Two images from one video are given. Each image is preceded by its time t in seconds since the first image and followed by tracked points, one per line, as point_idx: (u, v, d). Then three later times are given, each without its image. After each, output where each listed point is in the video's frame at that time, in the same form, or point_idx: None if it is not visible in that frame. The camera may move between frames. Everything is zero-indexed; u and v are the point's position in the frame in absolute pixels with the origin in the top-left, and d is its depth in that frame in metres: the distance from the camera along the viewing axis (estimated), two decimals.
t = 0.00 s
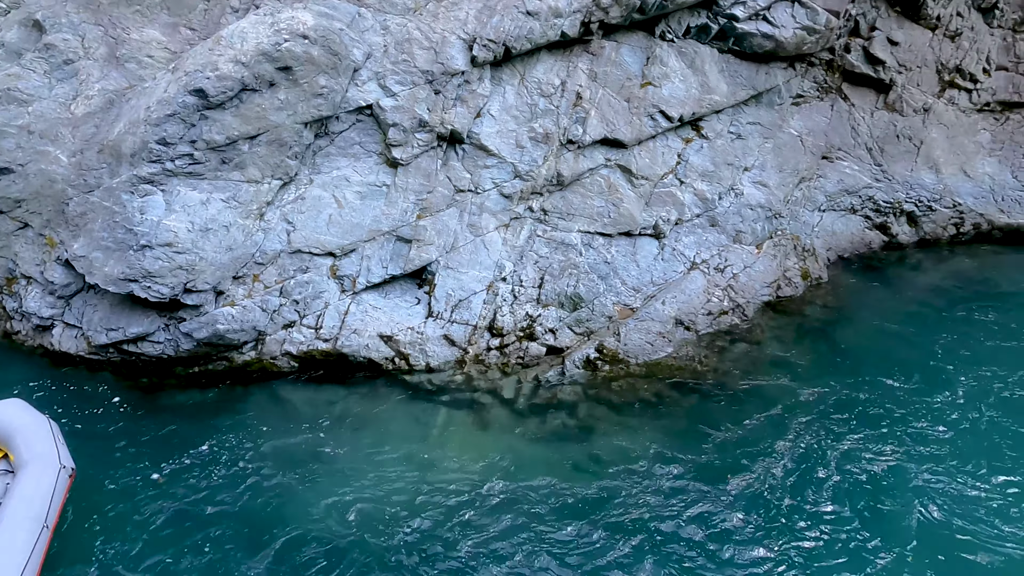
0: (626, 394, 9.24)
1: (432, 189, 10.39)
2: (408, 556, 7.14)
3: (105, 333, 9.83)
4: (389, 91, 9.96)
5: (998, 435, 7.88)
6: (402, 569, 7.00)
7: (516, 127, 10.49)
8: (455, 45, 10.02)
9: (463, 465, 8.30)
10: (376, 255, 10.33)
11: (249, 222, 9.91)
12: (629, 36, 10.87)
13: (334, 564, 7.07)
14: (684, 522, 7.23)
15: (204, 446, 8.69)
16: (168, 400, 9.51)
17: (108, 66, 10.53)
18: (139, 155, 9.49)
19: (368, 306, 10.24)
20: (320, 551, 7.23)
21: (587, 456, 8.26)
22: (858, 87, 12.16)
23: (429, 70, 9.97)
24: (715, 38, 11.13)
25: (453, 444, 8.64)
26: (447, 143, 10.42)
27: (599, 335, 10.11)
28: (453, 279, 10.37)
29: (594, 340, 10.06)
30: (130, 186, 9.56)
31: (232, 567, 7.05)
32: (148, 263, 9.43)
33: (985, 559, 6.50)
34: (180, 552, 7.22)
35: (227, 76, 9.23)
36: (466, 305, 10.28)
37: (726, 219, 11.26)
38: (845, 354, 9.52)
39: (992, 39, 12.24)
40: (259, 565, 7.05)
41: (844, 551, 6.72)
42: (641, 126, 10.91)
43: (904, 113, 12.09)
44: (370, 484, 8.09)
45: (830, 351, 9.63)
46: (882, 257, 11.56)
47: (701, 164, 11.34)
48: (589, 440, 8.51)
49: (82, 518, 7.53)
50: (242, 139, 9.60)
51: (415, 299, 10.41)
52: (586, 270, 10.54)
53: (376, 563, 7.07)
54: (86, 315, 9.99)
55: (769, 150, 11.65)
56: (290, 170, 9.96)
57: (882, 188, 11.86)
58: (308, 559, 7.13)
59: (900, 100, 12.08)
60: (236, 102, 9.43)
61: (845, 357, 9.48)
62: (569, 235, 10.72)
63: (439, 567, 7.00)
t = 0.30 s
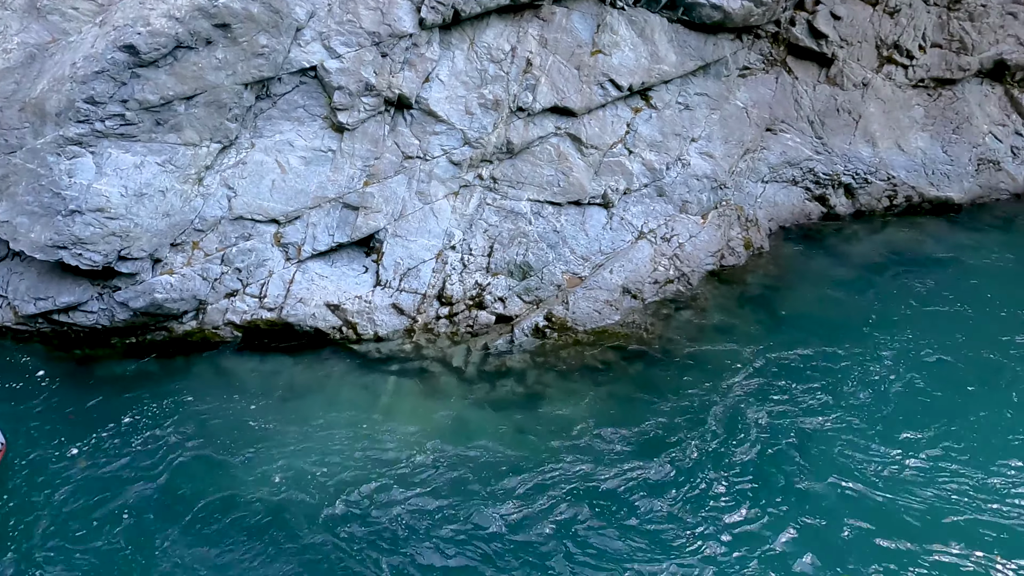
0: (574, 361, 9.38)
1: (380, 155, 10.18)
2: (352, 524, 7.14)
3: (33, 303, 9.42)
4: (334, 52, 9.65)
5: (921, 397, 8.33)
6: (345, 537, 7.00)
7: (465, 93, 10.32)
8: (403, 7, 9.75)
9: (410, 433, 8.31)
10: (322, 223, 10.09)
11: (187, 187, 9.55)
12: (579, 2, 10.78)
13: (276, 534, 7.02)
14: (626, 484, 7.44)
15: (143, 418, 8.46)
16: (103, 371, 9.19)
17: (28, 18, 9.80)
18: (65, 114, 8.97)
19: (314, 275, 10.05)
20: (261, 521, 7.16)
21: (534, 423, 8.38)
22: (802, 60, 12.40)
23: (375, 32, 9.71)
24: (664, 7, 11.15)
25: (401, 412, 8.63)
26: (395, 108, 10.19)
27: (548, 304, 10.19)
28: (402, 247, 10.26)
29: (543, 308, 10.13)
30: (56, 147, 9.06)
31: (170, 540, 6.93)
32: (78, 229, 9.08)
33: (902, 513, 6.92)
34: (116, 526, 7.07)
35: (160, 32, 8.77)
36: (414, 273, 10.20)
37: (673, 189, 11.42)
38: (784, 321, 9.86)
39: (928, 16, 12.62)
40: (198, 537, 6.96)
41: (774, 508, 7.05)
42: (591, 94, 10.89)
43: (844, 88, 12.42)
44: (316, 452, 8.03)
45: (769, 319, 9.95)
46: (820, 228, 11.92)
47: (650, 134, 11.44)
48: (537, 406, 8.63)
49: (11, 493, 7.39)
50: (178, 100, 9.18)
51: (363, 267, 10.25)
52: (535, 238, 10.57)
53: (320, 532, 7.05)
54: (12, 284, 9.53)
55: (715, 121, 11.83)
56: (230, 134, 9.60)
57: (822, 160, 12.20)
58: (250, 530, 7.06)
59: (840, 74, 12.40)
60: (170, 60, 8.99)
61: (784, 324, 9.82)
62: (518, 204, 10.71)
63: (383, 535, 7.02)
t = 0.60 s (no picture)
0: (557, 347, 9.42)
1: (361, 141, 10.07)
2: (334, 511, 7.13)
3: (5, 291, 9.20)
4: (314, 36, 9.48)
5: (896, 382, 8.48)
6: (327, 525, 6.99)
7: (447, 79, 10.22)
8: None
9: (393, 420, 8.30)
10: (303, 209, 9.98)
11: (164, 172, 9.38)
12: None
13: (256, 524, 6.98)
14: (607, 470, 7.51)
15: (121, 407, 8.36)
16: (80, 359, 9.06)
17: None
18: (35, 97, 8.71)
19: (295, 262, 9.95)
20: (242, 510, 7.12)
21: (517, 409, 8.41)
22: (783, 49, 12.45)
23: (355, 15, 9.54)
24: None
25: (384, 399, 8.62)
26: (376, 93, 10.08)
27: (531, 291, 10.20)
28: (384, 234, 10.19)
29: (526, 295, 10.14)
30: (27, 131, 8.78)
31: (149, 529, 6.87)
32: (52, 215, 8.89)
33: (877, 495, 7.07)
34: (94, 515, 6.99)
35: (135, 13, 8.56)
36: (397, 260, 10.15)
37: (655, 176, 11.46)
38: (763, 308, 9.98)
39: (907, 6, 12.63)
40: (178, 527, 6.90)
41: (752, 493, 7.15)
42: (574, 81, 10.86)
43: (824, 76, 12.51)
44: (298, 440, 7.99)
45: (749, 306, 10.05)
46: (800, 216, 12.05)
47: (632, 121, 11.45)
48: (520, 392, 8.68)
49: None
50: (153, 83, 8.99)
51: (345, 254, 10.17)
52: (518, 225, 10.56)
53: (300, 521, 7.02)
54: None
55: (697, 109, 11.87)
56: (207, 118, 9.43)
57: (802, 148, 12.31)
58: (229, 519, 7.01)
59: (820, 63, 12.48)
60: (144, 43, 8.79)
61: (763, 310, 9.94)
62: (501, 190, 10.67)
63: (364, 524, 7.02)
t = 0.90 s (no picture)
0: (540, 335, 9.42)
1: (341, 127, 9.94)
2: (317, 500, 7.06)
3: None
4: (292, 20, 9.32)
5: (875, 367, 8.59)
6: (306, 514, 6.90)
7: (428, 65, 10.10)
8: None
9: (376, 409, 8.25)
10: (282, 196, 9.84)
11: (139, 158, 9.18)
12: None
13: (234, 513, 6.88)
14: (589, 456, 7.52)
15: (98, 398, 8.23)
16: (54, 350, 8.89)
17: None
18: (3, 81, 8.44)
19: (275, 250, 9.83)
20: (220, 500, 7.02)
21: (501, 397, 8.41)
22: (764, 37, 12.48)
23: None
24: None
25: (367, 388, 8.56)
26: (356, 79, 9.95)
27: (513, 279, 10.18)
28: (365, 222, 10.10)
29: (509, 283, 10.12)
30: None
31: (124, 519, 6.76)
32: (23, 202, 8.67)
33: (856, 475, 7.15)
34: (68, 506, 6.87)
35: None
36: (378, 249, 10.06)
37: (637, 164, 11.47)
38: (744, 295, 10.06)
39: None
40: (154, 516, 6.80)
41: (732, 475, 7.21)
42: (556, 68, 10.81)
43: (804, 65, 12.58)
44: (279, 429, 7.92)
45: (730, 293, 10.13)
46: (779, 203, 12.16)
47: (614, 109, 11.43)
48: (504, 380, 8.68)
49: None
50: (127, 67, 8.78)
51: (325, 243, 10.06)
52: (500, 213, 10.51)
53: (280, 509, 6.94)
54: None
55: (679, 97, 11.87)
56: (183, 104, 9.24)
57: (782, 137, 12.39)
58: (203, 507, 6.92)
59: (801, 52, 12.54)
60: (117, 25, 8.58)
61: (744, 297, 10.03)
62: (483, 177, 10.61)
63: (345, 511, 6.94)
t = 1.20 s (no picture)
0: (521, 328, 9.40)
1: (319, 120, 9.83)
2: (298, 494, 7.00)
3: None
4: (268, 11, 9.21)
5: (851, 357, 8.68)
6: (284, 510, 6.82)
7: (407, 57, 10.02)
8: None
9: (356, 405, 8.20)
10: (259, 190, 9.71)
11: (111, 151, 9.01)
12: None
13: (208, 511, 6.76)
14: (568, 449, 7.51)
15: (70, 396, 8.10)
16: (25, 347, 8.72)
17: None
18: None
19: (252, 244, 9.71)
20: (194, 499, 6.90)
21: (483, 392, 8.39)
22: (742, 30, 12.54)
23: None
24: None
25: (347, 384, 8.50)
26: (334, 71, 9.84)
27: (494, 272, 10.15)
28: (344, 216, 10.00)
29: (489, 277, 10.08)
30: None
31: (96, 517, 6.65)
32: None
33: (836, 460, 7.20)
34: (37, 505, 6.74)
35: None
36: (357, 242, 9.98)
37: (617, 157, 11.49)
38: (724, 287, 10.13)
39: None
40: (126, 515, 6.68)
41: (712, 465, 7.20)
42: (535, 60, 10.77)
43: (781, 58, 12.66)
44: (258, 426, 7.83)
45: (709, 286, 10.18)
46: (758, 196, 12.25)
47: (594, 101, 11.42)
48: (485, 374, 8.66)
49: None
50: (98, 58, 8.63)
51: (304, 237, 9.95)
52: (480, 206, 10.48)
53: (254, 509, 6.82)
54: None
55: (659, 89, 11.89)
56: (156, 96, 9.08)
57: (760, 129, 12.48)
58: (175, 505, 6.81)
59: (778, 45, 12.61)
60: (87, 15, 8.42)
61: (724, 290, 10.09)
62: (463, 171, 10.55)
63: (320, 511, 6.83)
